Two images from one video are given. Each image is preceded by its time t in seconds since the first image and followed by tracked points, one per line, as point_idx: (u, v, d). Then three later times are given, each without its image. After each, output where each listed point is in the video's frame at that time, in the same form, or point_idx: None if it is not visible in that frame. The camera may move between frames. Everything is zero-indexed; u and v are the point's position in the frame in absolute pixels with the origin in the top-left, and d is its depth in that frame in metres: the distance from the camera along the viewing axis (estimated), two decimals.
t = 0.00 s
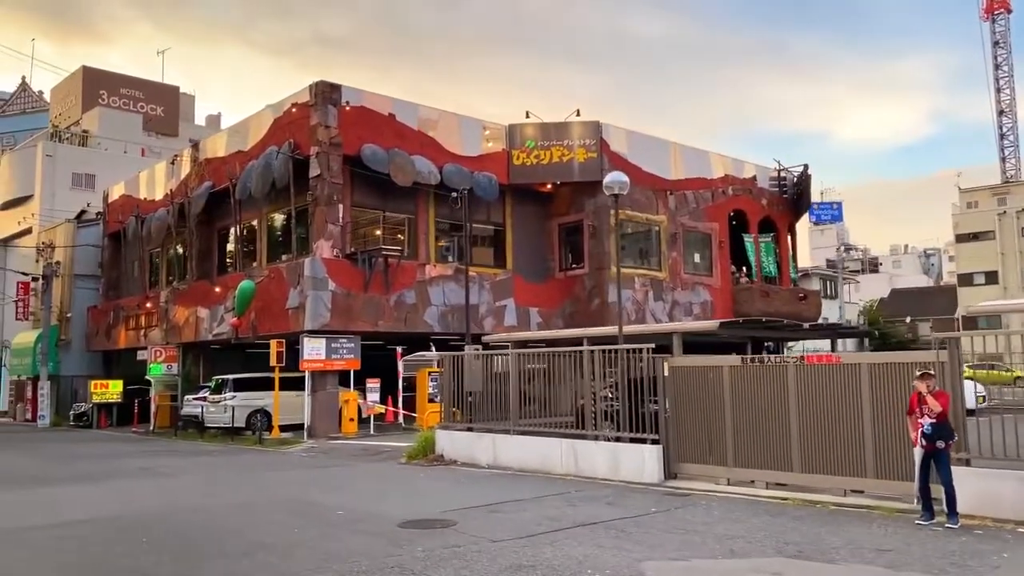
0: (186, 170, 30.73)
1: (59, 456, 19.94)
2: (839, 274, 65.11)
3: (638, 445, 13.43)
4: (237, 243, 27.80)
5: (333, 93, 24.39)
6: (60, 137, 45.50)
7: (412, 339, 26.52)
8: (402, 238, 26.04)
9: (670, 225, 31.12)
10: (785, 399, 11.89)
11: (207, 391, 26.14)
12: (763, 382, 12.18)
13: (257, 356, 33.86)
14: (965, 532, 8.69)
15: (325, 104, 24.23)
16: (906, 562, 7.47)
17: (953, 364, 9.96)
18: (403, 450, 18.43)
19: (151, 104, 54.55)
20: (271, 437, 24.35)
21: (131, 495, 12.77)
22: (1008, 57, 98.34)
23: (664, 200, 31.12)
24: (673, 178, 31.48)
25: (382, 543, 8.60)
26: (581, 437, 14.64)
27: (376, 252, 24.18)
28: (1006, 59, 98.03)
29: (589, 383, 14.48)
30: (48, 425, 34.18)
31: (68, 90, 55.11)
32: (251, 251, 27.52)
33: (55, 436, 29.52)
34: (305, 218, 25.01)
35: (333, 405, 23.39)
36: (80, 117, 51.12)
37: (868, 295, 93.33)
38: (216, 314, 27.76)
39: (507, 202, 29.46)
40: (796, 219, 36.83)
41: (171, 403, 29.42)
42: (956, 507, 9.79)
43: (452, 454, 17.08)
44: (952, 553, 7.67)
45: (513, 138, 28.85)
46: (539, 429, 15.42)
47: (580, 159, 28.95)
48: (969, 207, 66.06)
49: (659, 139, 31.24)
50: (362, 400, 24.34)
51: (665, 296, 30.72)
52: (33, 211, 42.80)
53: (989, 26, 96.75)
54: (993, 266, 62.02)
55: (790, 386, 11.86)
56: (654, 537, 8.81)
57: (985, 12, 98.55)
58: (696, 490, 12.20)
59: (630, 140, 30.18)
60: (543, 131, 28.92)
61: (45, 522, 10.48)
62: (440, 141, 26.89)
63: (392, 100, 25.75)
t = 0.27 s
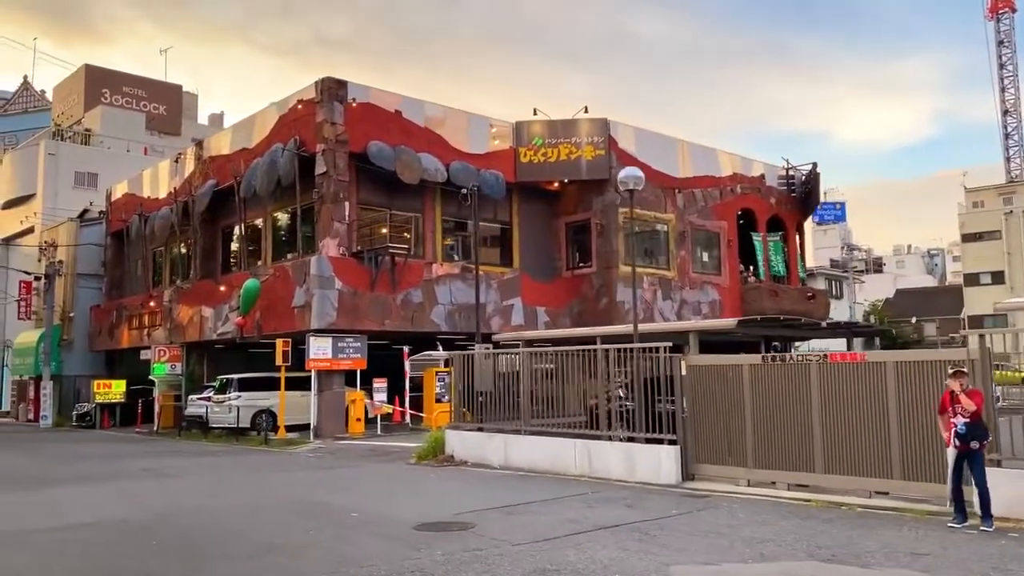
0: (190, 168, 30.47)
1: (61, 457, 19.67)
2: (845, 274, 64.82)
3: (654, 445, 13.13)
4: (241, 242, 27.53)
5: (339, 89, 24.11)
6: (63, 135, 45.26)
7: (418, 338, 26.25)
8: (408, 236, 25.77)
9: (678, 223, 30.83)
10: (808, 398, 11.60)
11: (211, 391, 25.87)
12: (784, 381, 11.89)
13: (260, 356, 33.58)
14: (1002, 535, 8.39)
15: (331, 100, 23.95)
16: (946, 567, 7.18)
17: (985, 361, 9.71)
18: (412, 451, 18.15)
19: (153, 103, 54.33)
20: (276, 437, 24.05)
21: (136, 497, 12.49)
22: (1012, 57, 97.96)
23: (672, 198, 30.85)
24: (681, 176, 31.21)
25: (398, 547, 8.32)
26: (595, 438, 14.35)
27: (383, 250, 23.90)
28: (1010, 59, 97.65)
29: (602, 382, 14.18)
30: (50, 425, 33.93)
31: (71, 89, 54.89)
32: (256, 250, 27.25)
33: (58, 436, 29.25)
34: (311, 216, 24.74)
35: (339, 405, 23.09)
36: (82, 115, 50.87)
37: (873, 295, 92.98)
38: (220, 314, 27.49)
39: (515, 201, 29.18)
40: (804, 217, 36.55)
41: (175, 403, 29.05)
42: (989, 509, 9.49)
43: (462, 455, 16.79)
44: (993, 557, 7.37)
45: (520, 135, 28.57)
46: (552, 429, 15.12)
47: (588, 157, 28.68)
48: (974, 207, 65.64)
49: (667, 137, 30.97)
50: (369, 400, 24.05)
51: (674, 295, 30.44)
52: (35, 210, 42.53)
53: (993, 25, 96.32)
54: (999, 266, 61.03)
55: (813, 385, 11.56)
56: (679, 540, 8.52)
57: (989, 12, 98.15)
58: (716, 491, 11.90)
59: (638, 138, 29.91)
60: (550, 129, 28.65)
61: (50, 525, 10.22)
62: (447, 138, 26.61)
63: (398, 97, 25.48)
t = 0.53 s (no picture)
0: (192, 167, 30.22)
1: (64, 459, 19.45)
2: (847, 275, 64.53)
3: (669, 448, 12.88)
4: (245, 241, 27.28)
5: (343, 87, 23.88)
6: (63, 135, 44.97)
7: (423, 339, 26.00)
8: (413, 236, 25.51)
9: (684, 223, 30.57)
10: (829, 400, 11.36)
11: (214, 392, 25.62)
12: (805, 383, 11.65)
13: (262, 356, 33.32)
14: None
15: (335, 98, 23.71)
16: None
17: (1016, 363, 9.52)
18: (420, 453, 17.89)
19: (154, 102, 54.07)
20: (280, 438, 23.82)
21: (143, 499, 12.27)
22: (1015, 57, 97.64)
23: (678, 197, 30.60)
24: (687, 175, 30.97)
25: (415, 554, 8.08)
26: (608, 441, 14.09)
27: (388, 249, 23.63)
28: (1012, 59, 97.35)
29: (615, 384, 13.93)
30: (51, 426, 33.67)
31: (71, 88, 54.64)
32: (259, 250, 27.00)
33: (59, 437, 28.98)
34: (315, 216, 24.50)
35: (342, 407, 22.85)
36: (83, 115, 50.63)
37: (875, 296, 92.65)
38: (223, 314, 27.25)
39: (520, 200, 28.95)
40: (810, 217, 36.30)
41: (176, 404, 28.89)
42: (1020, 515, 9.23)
43: (471, 457, 16.53)
44: None
45: (525, 134, 28.32)
46: (564, 431, 14.86)
47: (593, 156, 28.43)
48: (977, 207, 65.22)
49: (672, 135, 30.71)
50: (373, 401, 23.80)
51: (679, 295, 30.19)
52: (35, 209, 42.24)
53: (995, 25, 95.93)
54: (1001, 266, 58.84)
55: (834, 387, 11.32)
56: (704, 547, 8.28)
57: (991, 12, 97.77)
58: (735, 495, 11.65)
59: (644, 136, 29.66)
60: (556, 128, 28.41)
61: (55, 528, 9.99)
62: (452, 137, 26.37)
63: (403, 95, 25.24)
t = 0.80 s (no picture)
0: (192, 166, 29.89)
1: (63, 461, 19.12)
2: (848, 275, 64.27)
3: (684, 451, 12.58)
4: (245, 241, 26.95)
5: (346, 85, 23.57)
6: (61, 134, 44.60)
7: (426, 339, 25.71)
8: (416, 235, 25.22)
9: (689, 222, 30.29)
10: (850, 402, 11.08)
11: (214, 392, 25.29)
12: (825, 384, 11.37)
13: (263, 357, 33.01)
14: None
15: (338, 95, 23.40)
16: None
17: None
18: (425, 455, 17.57)
19: (153, 101, 53.74)
20: (282, 440, 23.48)
21: (145, 504, 11.94)
22: (1014, 58, 97.52)
23: (682, 197, 30.32)
24: (692, 174, 30.73)
25: (430, 562, 7.78)
26: (619, 443, 13.79)
27: (391, 248, 23.32)
28: (1011, 60, 97.23)
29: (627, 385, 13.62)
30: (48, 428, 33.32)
31: (69, 87, 54.27)
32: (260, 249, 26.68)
33: (57, 439, 28.58)
34: (317, 214, 24.18)
35: (345, 408, 22.54)
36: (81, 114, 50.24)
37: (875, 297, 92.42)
38: (223, 314, 26.91)
39: (523, 199, 28.66)
40: (814, 217, 36.08)
41: (175, 405, 28.52)
42: None
43: (478, 459, 16.22)
44: None
45: (529, 132, 28.02)
46: (574, 433, 14.56)
47: (598, 154, 28.16)
48: (979, 207, 64.99)
49: (677, 134, 30.45)
50: (376, 402, 23.49)
51: (684, 296, 29.92)
52: (33, 209, 41.86)
53: (994, 26, 95.76)
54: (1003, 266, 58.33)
55: (855, 388, 11.04)
56: (729, 555, 7.98)
57: (990, 12, 97.59)
58: (753, 500, 11.36)
59: (648, 135, 29.40)
60: (560, 126, 28.11)
61: (55, 534, 9.68)
62: (455, 135, 26.07)
63: (406, 92, 24.94)
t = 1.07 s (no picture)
0: (191, 165, 29.59)
1: (61, 465, 18.82)
2: (848, 277, 64.09)
3: (698, 455, 12.33)
4: (245, 241, 26.66)
5: (348, 83, 23.29)
6: (57, 133, 44.25)
7: (428, 340, 25.45)
8: (417, 235, 24.96)
9: (693, 223, 30.06)
10: (869, 405, 10.85)
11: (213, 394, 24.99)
12: (843, 387, 11.15)
13: (262, 358, 32.72)
14: None
15: (339, 94, 23.11)
16: None
17: None
18: (430, 459, 17.29)
19: (150, 100, 53.46)
20: (282, 442, 23.17)
21: (148, 509, 11.64)
22: (1012, 59, 97.51)
23: (686, 197, 30.09)
24: (695, 174, 30.51)
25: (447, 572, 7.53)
26: (631, 447, 13.54)
27: (393, 249, 23.04)
28: (1009, 61, 97.24)
29: (638, 388, 13.37)
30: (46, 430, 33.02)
31: (66, 86, 53.93)
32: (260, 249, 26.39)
33: (54, 441, 28.24)
34: (318, 214, 23.90)
35: (347, 411, 22.25)
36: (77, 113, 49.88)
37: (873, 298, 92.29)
38: (223, 315, 26.61)
39: (526, 199, 28.41)
40: (817, 218, 35.87)
41: (174, 408, 28.21)
42: None
43: (484, 463, 15.96)
44: None
45: (532, 132, 27.75)
46: (584, 436, 14.30)
47: (602, 154, 27.91)
48: (978, 208, 64.85)
49: (680, 134, 30.21)
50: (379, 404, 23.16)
51: (687, 297, 29.70)
52: (30, 209, 41.50)
53: (992, 28, 95.71)
54: (1002, 267, 58.11)
55: (876, 391, 10.82)
56: (755, 564, 7.74)
57: (988, 14, 97.56)
58: (770, 505, 11.11)
59: (652, 135, 29.16)
60: (563, 126, 27.85)
61: (56, 542, 9.40)
62: (458, 134, 25.81)
63: (408, 91, 24.67)
